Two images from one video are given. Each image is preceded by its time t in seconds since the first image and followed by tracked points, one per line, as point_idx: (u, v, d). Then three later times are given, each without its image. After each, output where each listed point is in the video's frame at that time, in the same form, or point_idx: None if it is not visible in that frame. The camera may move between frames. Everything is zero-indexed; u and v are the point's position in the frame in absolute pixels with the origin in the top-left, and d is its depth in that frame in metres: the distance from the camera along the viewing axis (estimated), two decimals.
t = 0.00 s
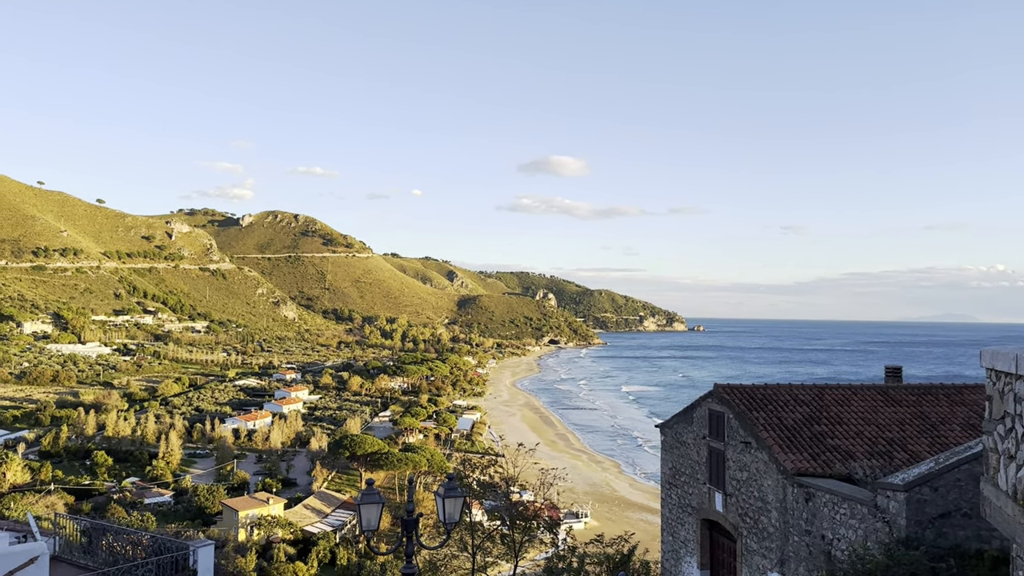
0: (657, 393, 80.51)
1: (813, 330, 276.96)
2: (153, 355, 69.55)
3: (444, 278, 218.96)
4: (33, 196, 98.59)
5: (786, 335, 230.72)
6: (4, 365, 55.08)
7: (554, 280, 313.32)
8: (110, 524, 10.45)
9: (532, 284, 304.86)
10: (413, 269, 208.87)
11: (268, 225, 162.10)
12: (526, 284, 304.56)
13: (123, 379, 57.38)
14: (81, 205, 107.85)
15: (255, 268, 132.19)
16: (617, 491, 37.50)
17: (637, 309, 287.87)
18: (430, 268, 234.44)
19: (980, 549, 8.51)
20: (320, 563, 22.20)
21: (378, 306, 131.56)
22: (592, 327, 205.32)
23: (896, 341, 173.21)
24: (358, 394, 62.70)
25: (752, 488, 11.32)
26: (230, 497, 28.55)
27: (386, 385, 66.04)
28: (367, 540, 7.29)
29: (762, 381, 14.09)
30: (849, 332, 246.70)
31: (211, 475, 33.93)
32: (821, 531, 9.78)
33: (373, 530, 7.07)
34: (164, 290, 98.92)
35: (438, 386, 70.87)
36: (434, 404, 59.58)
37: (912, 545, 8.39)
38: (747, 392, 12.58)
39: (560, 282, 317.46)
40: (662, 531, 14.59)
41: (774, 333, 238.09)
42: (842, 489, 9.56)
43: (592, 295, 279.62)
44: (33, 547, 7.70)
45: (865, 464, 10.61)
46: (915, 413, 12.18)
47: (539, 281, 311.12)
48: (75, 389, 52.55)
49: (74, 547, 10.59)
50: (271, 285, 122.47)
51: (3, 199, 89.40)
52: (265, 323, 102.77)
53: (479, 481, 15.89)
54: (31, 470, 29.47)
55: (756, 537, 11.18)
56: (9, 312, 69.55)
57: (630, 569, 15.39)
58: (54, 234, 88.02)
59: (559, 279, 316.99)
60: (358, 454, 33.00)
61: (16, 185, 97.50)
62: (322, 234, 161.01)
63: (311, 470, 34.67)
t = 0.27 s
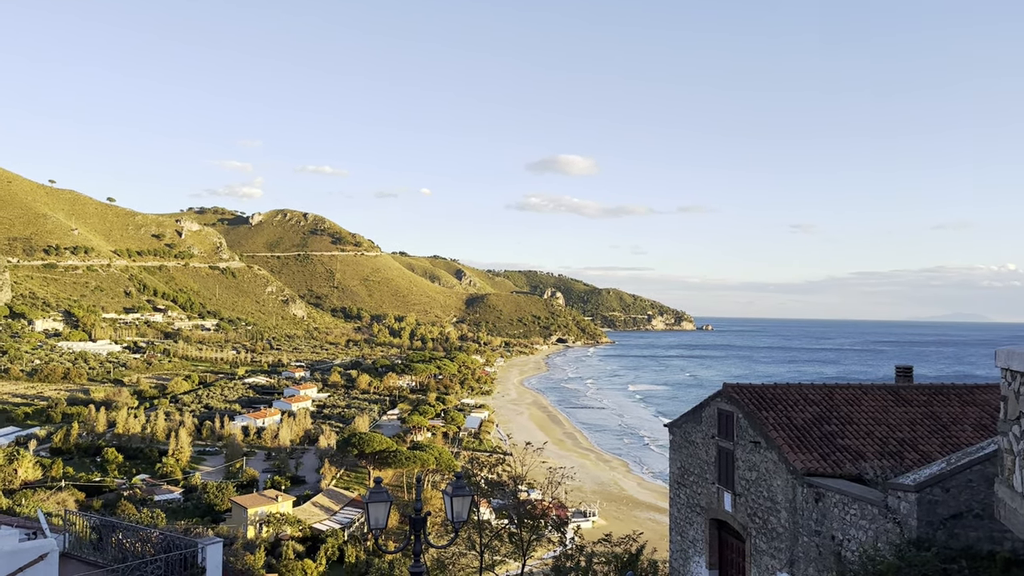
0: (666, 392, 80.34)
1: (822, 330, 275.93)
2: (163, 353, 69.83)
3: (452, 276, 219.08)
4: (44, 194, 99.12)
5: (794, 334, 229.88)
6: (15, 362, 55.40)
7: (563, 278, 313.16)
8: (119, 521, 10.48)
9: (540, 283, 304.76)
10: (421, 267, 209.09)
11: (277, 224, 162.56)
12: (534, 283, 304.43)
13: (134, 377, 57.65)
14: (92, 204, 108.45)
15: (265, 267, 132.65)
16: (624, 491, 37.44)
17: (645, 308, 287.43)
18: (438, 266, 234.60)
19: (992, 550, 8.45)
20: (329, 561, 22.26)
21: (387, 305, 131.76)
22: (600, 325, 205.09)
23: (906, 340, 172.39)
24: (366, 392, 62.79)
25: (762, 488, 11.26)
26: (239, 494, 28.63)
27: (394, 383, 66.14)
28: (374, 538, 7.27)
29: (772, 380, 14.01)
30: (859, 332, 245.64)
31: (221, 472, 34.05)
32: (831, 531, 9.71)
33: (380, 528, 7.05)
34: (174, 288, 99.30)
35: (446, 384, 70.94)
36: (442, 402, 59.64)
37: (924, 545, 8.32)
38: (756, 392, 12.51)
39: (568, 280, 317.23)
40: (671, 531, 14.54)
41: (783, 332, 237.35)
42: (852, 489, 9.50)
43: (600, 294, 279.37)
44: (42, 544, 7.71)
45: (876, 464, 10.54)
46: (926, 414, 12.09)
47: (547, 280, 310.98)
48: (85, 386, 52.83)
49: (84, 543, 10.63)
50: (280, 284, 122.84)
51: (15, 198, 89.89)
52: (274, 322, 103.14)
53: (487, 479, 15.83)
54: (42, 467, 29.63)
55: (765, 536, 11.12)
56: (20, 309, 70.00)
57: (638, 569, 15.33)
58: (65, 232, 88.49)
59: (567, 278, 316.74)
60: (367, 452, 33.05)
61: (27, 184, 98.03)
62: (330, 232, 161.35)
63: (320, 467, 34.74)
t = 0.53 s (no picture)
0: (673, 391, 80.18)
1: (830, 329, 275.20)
2: (172, 351, 70.10)
3: (459, 275, 219.24)
4: (55, 192, 99.68)
5: (802, 333, 229.20)
6: (26, 360, 55.72)
7: (570, 277, 313.08)
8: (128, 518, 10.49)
9: (548, 282, 304.74)
10: (429, 266, 209.28)
11: (285, 222, 163.04)
12: (542, 281, 304.53)
13: (143, 374, 57.91)
14: (101, 202, 108.91)
15: (273, 265, 133.02)
16: (632, 489, 37.38)
17: (653, 307, 287.03)
18: (446, 265, 234.87)
19: (1003, 552, 8.39)
20: (337, 558, 22.33)
21: (395, 303, 131.99)
22: (608, 324, 204.89)
23: (915, 340, 171.64)
24: (374, 390, 62.92)
25: (770, 488, 11.21)
26: (247, 491, 28.72)
27: (402, 381, 66.24)
28: (382, 536, 7.28)
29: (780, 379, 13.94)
30: (867, 331, 244.74)
31: (229, 469, 34.14)
32: (840, 532, 9.66)
33: (388, 528, 7.04)
34: (183, 286, 99.69)
35: (453, 383, 71.02)
36: (449, 401, 59.70)
37: (933, 546, 8.26)
38: (765, 391, 12.44)
39: (575, 280, 317.19)
40: (678, 530, 14.51)
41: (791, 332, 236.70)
42: (862, 490, 9.44)
43: (607, 293, 279.17)
44: (52, 540, 7.73)
45: (885, 465, 10.48)
46: (936, 414, 12.02)
47: (554, 279, 311.06)
48: (95, 384, 53.09)
49: (93, 540, 10.65)
50: (288, 282, 123.20)
51: (25, 196, 90.40)
52: (283, 320, 103.44)
53: (494, 478, 15.81)
54: (52, 464, 29.77)
55: (774, 537, 11.07)
56: (31, 307, 70.44)
57: (645, 568, 15.27)
58: (75, 230, 88.86)
59: (574, 277, 316.69)
60: (374, 450, 33.10)
61: (38, 182, 98.57)
62: (338, 231, 161.85)
63: (327, 465, 34.82)
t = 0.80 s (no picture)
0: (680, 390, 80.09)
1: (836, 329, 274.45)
2: (179, 348, 70.37)
3: (465, 273, 219.35)
4: (63, 190, 100.08)
5: (809, 332, 228.58)
6: (34, 357, 55.98)
7: (576, 276, 312.94)
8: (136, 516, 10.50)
9: (554, 280, 304.70)
10: (435, 265, 209.36)
11: (292, 220, 163.34)
12: (548, 280, 304.56)
13: (150, 372, 58.13)
14: (109, 200, 109.27)
15: (280, 263, 133.28)
16: (638, 489, 37.33)
17: (659, 306, 286.54)
18: (452, 264, 235.01)
19: (1014, 553, 8.34)
20: (343, 556, 22.37)
21: (401, 301, 132.20)
22: (614, 323, 204.78)
23: (922, 339, 170.98)
24: (380, 388, 63.03)
25: (778, 487, 11.16)
26: (254, 489, 28.80)
27: (408, 380, 66.34)
28: (390, 535, 7.25)
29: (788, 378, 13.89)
30: (875, 330, 244.04)
31: (236, 467, 34.24)
32: (848, 532, 9.62)
33: (396, 526, 7.02)
34: (190, 284, 100.02)
35: (459, 381, 71.08)
36: (455, 399, 59.75)
37: (943, 547, 8.21)
38: (773, 391, 12.38)
39: (581, 278, 317.11)
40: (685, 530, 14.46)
41: (797, 331, 236.14)
42: (871, 490, 9.39)
43: (614, 292, 278.99)
44: (60, 537, 7.74)
45: (895, 465, 10.42)
46: (946, 413, 11.95)
47: (560, 277, 310.91)
48: (102, 381, 53.32)
49: (101, 537, 10.67)
50: (295, 280, 123.46)
51: (34, 194, 90.80)
52: (289, 318, 103.63)
53: (501, 477, 15.78)
54: (60, 460, 29.90)
55: (781, 537, 11.03)
56: (39, 305, 70.77)
57: (652, 568, 15.21)
58: (83, 228, 89.15)
59: (581, 276, 316.55)
60: (380, 449, 33.16)
61: (46, 180, 98.99)
62: (345, 229, 162.13)
63: (334, 463, 34.84)
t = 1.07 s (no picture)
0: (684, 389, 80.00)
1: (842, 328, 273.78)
2: (184, 346, 70.51)
3: (470, 272, 219.39)
4: (69, 189, 100.32)
5: (815, 331, 228.14)
6: (40, 355, 56.16)
7: (581, 275, 312.74)
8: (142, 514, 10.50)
9: (558, 279, 304.61)
10: (440, 263, 209.42)
11: (297, 219, 163.47)
12: (553, 279, 304.55)
13: (155, 370, 58.25)
14: (115, 198, 109.55)
15: (285, 262, 133.47)
16: (642, 488, 37.29)
17: (664, 305, 286.13)
18: (457, 262, 235.08)
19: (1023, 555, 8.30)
20: (347, 553, 22.37)
21: (405, 300, 132.31)
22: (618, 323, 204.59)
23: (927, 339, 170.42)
24: (385, 387, 63.09)
25: (785, 487, 11.12)
26: (259, 486, 28.83)
27: (412, 378, 66.39)
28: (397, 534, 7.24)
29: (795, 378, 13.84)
30: (880, 330, 243.21)
31: (240, 465, 34.29)
32: (856, 533, 9.58)
33: (404, 525, 7.01)
34: (195, 282, 100.18)
35: (464, 380, 71.08)
36: (460, 398, 59.77)
37: (952, 548, 8.17)
38: (780, 391, 12.34)
39: (586, 277, 316.96)
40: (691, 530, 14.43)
41: (802, 330, 235.64)
42: (879, 491, 9.35)
43: (618, 291, 278.78)
44: (67, 535, 7.74)
45: (903, 465, 10.37)
46: (954, 414, 11.88)
47: (565, 276, 310.78)
48: (108, 379, 53.44)
49: (107, 535, 10.68)
50: (300, 279, 123.57)
51: (39, 192, 91.01)
52: (294, 316, 103.76)
53: (507, 475, 15.82)
54: (66, 458, 29.97)
55: (789, 537, 10.98)
56: (45, 302, 70.98)
57: (658, 567, 15.19)
58: (89, 226, 89.35)
59: (585, 275, 316.42)
60: (385, 447, 33.20)
61: (52, 178, 99.24)
62: (349, 227, 162.27)
63: (338, 461, 34.85)
